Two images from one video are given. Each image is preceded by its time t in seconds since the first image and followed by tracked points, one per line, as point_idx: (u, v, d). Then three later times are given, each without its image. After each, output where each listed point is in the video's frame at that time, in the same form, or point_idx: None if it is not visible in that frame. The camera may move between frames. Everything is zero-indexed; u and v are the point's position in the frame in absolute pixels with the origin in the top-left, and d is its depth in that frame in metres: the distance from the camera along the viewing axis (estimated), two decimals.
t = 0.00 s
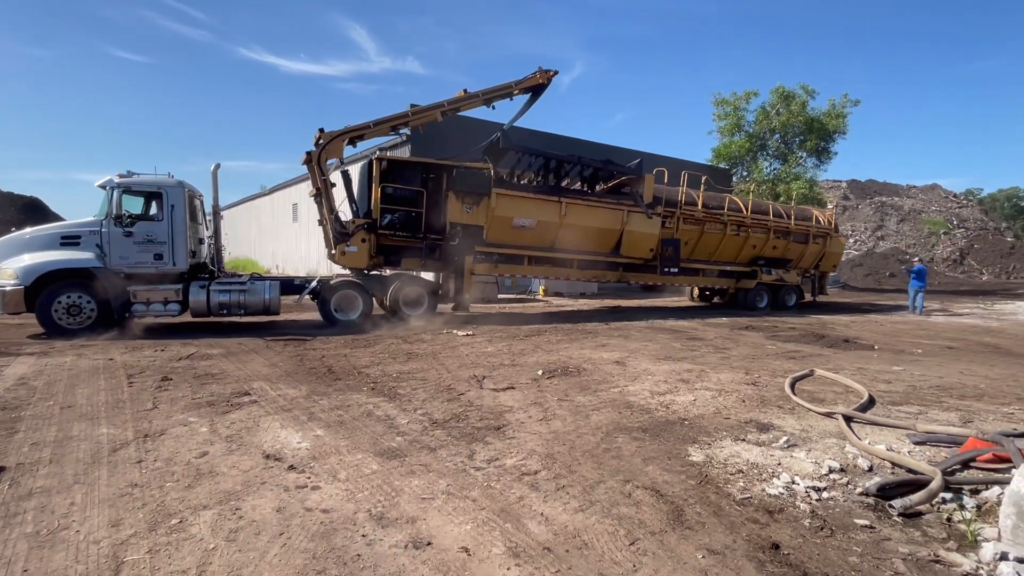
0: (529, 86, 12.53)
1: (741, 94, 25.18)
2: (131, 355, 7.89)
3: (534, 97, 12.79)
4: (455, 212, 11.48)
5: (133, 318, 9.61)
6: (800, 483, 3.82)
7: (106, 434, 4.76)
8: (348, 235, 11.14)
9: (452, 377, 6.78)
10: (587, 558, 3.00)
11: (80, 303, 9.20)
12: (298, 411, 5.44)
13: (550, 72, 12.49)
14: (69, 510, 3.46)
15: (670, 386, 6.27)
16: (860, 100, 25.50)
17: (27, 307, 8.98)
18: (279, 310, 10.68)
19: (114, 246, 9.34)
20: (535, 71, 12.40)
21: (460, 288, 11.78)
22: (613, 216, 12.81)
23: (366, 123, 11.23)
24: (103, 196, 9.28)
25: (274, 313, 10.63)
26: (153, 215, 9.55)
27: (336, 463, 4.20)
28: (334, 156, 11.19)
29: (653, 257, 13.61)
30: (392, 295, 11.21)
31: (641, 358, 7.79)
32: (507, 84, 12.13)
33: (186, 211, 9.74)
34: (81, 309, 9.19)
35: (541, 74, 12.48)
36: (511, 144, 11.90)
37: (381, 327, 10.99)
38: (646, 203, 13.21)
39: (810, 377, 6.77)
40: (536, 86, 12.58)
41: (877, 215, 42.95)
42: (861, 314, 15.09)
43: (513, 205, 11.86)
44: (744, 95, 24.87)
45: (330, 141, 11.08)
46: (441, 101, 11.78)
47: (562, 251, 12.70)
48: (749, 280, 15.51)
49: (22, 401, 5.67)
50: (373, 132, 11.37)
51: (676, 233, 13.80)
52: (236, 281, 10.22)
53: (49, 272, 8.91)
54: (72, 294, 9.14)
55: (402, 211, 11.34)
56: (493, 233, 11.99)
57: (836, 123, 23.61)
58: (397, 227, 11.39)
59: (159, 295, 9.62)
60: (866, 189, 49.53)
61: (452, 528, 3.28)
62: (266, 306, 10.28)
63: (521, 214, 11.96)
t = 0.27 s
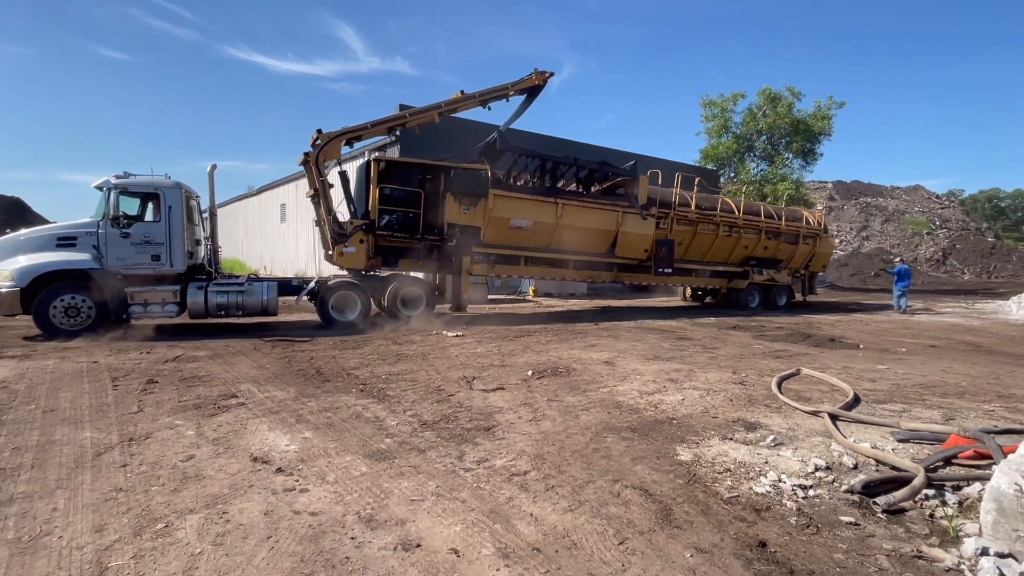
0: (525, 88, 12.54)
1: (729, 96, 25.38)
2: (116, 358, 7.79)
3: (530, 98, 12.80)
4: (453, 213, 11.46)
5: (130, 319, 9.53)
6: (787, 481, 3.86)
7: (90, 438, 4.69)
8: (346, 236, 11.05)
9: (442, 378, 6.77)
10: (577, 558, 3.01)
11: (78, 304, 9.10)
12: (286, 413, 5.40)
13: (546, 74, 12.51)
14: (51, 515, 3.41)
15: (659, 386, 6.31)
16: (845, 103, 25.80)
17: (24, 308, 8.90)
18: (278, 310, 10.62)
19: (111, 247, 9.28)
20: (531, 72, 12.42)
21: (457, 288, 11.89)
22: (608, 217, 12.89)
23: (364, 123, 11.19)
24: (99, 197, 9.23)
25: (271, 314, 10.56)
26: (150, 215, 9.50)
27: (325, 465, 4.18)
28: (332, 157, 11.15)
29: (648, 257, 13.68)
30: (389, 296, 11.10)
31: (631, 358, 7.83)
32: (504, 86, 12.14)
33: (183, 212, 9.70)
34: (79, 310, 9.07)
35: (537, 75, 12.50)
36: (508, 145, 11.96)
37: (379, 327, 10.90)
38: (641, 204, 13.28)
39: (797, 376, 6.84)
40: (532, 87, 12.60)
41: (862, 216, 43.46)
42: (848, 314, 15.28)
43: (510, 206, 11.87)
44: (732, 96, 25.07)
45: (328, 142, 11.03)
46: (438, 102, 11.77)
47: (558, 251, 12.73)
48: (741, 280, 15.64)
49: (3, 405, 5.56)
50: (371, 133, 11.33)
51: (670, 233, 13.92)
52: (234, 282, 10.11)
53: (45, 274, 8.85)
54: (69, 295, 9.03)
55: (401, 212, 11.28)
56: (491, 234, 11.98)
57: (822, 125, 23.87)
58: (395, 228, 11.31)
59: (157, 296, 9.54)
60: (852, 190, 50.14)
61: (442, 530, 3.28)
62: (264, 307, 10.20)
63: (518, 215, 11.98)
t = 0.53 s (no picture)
0: (523, 90, 12.56)
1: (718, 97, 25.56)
2: (102, 360, 7.69)
3: (528, 100, 12.81)
4: (452, 213, 11.43)
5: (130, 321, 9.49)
6: (775, 479, 3.90)
7: (75, 442, 4.63)
8: (346, 236, 10.98)
9: (433, 379, 6.76)
10: (567, 559, 3.01)
11: (78, 305, 9.04)
12: (276, 415, 5.36)
13: (544, 76, 12.53)
14: (36, 520, 3.36)
15: (649, 386, 6.34)
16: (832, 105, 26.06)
17: (22, 310, 8.84)
18: (277, 310, 10.64)
19: (110, 248, 9.22)
20: (529, 75, 12.44)
21: (455, 288, 11.94)
22: (604, 218, 12.92)
23: (364, 125, 11.15)
24: (98, 198, 9.17)
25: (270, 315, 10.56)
26: (149, 216, 9.45)
27: (315, 467, 4.15)
28: (332, 158, 11.09)
29: (643, 258, 13.76)
30: (389, 296, 11.05)
31: (621, 358, 7.86)
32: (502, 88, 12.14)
33: (183, 213, 9.66)
34: (79, 311, 9.02)
35: (535, 77, 12.51)
36: (506, 146, 12.00)
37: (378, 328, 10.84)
38: (637, 205, 13.35)
39: (785, 375, 6.91)
40: (530, 89, 12.61)
41: (848, 216, 43.90)
42: (836, 313, 15.45)
43: (509, 207, 11.88)
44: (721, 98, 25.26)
45: (328, 143, 10.97)
46: (437, 104, 11.76)
47: (556, 252, 12.76)
48: (735, 280, 15.74)
49: None
50: (371, 134, 11.29)
51: (666, 234, 14.00)
52: (234, 282, 10.11)
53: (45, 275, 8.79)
54: (69, 296, 8.97)
55: (400, 212, 11.25)
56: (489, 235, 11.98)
57: (809, 126, 24.11)
58: (394, 229, 11.27)
59: (157, 298, 9.51)
60: (838, 190, 50.69)
61: (432, 531, 3.27)
62: (264, 308, 10.22)
63: (516, 216, 11.99)
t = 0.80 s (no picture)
0: (522, 92, 12.55)
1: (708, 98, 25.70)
2: (89, 363, 7.59)
3: (527, 102, 12.80)
4: (453, 215, 11.44)
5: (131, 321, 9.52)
6: (767, 478, 3.92)
7: (61, 446, 4.56)
8: (347, 237, 10.99)
9: (425, 380, 6.73)
10: (560, 560, 3.01)
11: (79, 306, 9.06)
12: (266, 417, 5.32)
13: (543, 79, 12.54)
14: (21, 526, 3.31)
15: (641, 386, 6.35)
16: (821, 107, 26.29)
17: (24, 311, 8.84)
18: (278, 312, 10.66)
19: (111, 249, 9.28)
20: (528, 77, 12.44)
21: (456, 288, 11.95)
22: (603, 219, 12.95)
23: (365, 126, 11.14)
24: (100, 199, 9.23)
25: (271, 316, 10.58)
26: (150, 218, 9.50)
27: (306, 470, 4.12)
28: (333, 159, 11.07)
29: (641, 259, 13.83)
30: (390, 297, 11.08)
31: (613, 359, 7.88)
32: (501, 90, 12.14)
33: (183, 214, 9.71)
34: (81, 311, 9.04)
35: (534, 80, 12.51)
36: (506, 147, 11.99)
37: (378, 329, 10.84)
38: (634, 206, 13.40)
39: (776, 375, 6.96)
40: (529, 92, 12.61)
41: (837, 217, 44.25)
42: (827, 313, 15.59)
43: (509, 208, 11.88)
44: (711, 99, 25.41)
45: (329, 144, 10.96)
46: (437, 105, 11.75)
47: (555, 253, 12.79)
48: (730, 280, 15.86)
49: None
50: (371, 136, 11.27)
51: (662, 235, 14.09)
52: (235, 284, 10.13)
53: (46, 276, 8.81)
54: (71, 297, 8.99)
55: (401, 214, 11.29)
56: (489, 236, 11.99)
57: (798, 128, 24.30)
58: (395, 231, 11.29)
59: (158, 299, 9.54)
60: (827, 191, 51.16)
61: (425, 533, 3.25)
62: (264, 309, 10.25)
63: (516, 217, 12.00)
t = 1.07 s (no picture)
0: (522, 94, 12.56)
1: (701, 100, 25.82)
2: (78, 365, 7.52)
3: (528, 104, 12.80)
4: (454, 215, 11.48)
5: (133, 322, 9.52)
6: (759, 478, 3.94)
7: (50, 449, 4.51)
8: (349, 238, 10.97)
9: (418, 381, 6.72)
10: (554, 561, 3.01)
11: (82, 308, 9.05)
12: (258, 419, 5.29)
13: (543, 80, 12.56)
14: (9, 531, 3.27)
15: (634, 386, 6.37)
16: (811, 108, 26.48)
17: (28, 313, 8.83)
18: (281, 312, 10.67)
19: (114, 250, 9.30)
20: (528, 79, 12.46)
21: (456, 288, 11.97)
22: (602, 220, 13.04)
23: (368, 127, 11.11)
24: (103, 201, 9.23)
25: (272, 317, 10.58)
26: (153, 219, 9.52)
27: (298, 472, 4.10)
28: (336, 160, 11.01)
29: (640, 259, 13.89)
30: (393, 296, 11.15)
31: (606, 359, 7.90)
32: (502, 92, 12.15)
33: (186, 216, 9.73)
34: (85, 313, 9.04)
35: (534, 81, 12.53)
36: (506, 148, 11.99)
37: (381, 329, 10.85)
38: (633, 207, 13.45)
39: (768, 375, 7.01)
40: (529, 94, 12.62)
41: (828, 217, 44.53)
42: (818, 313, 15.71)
43: (510, 209, 11.95)
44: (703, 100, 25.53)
45: (332, 146, 10.92)
46: (439, 107, 11.73)
47: (555, 253, 12.83)
48: (727, 281, 15.94)
49: None
50: (374, 137, 11.21)
51: (660, 236, 14.18)
52: (238, 284, 10.15)
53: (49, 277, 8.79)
54: (74, 299, 8.99)
55: (404, 215, 11.26)
56: (490, 237, 12.02)
57: (789, 129, 24.44)
58: (398, 232, 11.27)
59: (160, 300, 9.55)
60: (817, 192, 51.54)
61: (419, 535, 3.25)
62: (267, 310, 10.26)
63: (517, 218, 12.06)
